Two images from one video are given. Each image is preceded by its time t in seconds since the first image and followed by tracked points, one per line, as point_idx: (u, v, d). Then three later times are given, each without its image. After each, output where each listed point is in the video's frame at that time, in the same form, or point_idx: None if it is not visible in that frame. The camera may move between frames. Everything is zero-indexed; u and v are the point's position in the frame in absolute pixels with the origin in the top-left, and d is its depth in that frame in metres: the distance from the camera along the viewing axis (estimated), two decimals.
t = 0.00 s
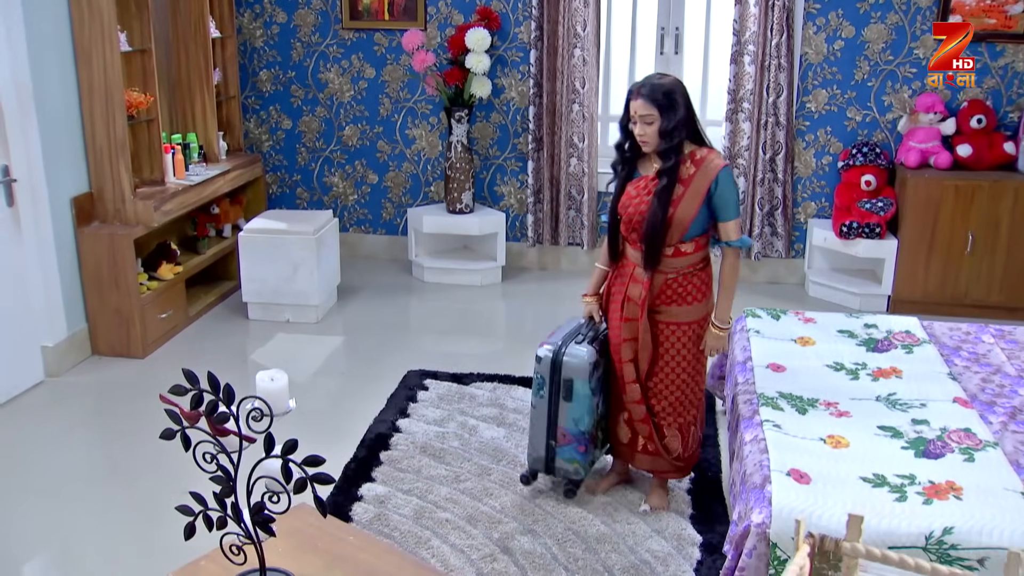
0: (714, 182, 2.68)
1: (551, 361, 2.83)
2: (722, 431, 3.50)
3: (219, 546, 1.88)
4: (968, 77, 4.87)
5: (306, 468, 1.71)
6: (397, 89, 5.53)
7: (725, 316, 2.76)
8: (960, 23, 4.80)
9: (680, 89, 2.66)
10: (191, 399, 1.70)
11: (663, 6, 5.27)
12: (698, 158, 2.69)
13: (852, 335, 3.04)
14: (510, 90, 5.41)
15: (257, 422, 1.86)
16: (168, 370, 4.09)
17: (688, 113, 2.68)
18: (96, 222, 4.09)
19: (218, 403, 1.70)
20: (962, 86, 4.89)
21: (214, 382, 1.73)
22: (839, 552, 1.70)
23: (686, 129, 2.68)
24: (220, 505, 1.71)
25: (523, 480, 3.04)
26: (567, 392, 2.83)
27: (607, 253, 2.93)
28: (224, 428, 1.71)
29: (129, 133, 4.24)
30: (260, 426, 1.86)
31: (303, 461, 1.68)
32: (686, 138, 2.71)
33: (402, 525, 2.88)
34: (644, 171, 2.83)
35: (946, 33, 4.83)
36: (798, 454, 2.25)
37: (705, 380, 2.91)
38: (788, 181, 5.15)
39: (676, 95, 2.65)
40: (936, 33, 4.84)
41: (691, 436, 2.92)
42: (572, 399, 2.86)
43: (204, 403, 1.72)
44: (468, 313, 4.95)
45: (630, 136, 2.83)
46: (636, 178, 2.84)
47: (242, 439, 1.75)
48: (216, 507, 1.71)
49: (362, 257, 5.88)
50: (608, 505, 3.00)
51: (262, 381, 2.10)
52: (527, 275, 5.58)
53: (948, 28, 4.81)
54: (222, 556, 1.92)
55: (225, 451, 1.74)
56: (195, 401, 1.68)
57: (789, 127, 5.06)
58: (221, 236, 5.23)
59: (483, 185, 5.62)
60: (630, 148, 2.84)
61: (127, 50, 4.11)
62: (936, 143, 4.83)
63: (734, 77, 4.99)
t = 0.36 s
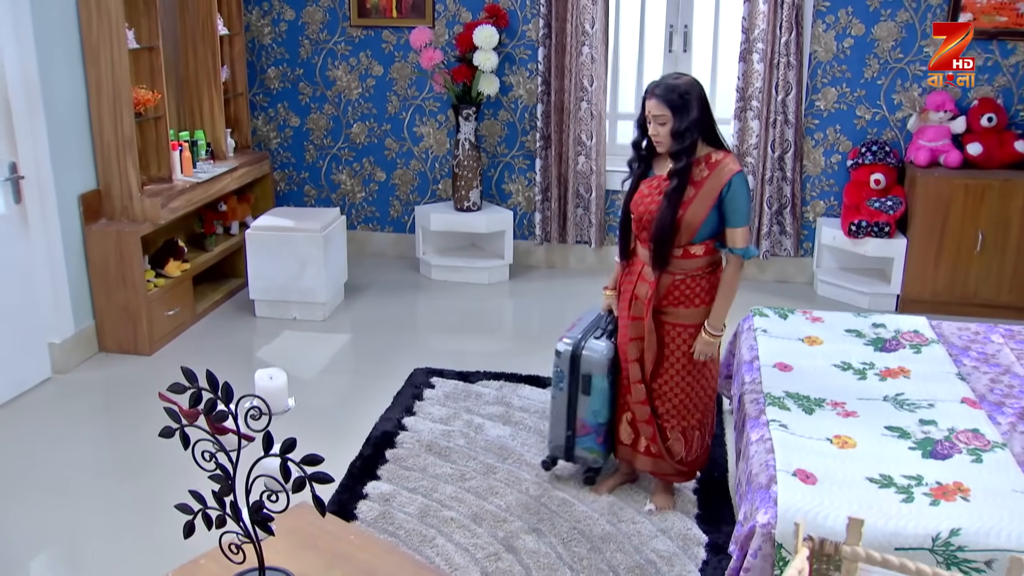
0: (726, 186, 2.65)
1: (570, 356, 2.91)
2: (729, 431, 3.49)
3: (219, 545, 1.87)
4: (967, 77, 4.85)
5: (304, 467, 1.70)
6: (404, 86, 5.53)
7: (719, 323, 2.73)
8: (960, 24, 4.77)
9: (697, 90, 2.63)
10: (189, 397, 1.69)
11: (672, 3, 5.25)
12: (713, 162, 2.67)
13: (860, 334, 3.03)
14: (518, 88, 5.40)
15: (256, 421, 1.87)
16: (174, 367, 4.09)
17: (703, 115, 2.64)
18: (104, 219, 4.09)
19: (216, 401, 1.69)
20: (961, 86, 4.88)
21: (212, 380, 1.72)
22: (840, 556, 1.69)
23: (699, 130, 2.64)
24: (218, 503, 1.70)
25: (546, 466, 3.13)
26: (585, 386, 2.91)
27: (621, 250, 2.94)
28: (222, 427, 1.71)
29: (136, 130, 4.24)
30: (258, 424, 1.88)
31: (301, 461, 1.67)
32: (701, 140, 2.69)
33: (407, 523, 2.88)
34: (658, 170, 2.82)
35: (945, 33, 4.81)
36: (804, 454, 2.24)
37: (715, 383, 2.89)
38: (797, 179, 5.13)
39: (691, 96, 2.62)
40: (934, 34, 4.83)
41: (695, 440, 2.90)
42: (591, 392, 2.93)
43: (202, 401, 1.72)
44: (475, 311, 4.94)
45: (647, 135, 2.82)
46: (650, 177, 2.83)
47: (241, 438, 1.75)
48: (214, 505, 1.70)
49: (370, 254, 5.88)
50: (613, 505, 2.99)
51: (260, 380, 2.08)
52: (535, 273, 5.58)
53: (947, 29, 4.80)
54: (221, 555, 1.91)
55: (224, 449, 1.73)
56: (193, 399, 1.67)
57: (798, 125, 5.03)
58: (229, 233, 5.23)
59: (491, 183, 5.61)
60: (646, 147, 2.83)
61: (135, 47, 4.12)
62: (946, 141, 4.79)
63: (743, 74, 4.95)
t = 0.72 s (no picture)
0: (733, 193, 2.63)
1: (569, 344, 2.95)
2: (734, 430, 3.48)
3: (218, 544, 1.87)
4: (968, 77, 4.84)
5: (301, 467, 1.69)
6: (411, 84, 5.53)
7: (720, 332, 2.70)
8: (959, 24, 4.76)
9: (709, 92, 2.62)
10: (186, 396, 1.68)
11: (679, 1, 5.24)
12: (722, 167, 2.64)
13: (866, 334, 3.01)
14: (524, 86, 5.39)
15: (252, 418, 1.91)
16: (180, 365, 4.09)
17: (714, 116, 2.63)
18: (110, 216, 4.10)
19: (213, 400, 1.69)
20: (961, 86, 4.86)
21: (209, 379, 1.71)
22: (838, 561, 1.67)
23: (709, 132, 2.63)
24: (216, 502, 1.70)
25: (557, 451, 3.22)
26: (582, 375, 2.94)
27: (627, 247, 2.92)
28: (220, 425, 1.71)
29: (143, 127, 4.24)
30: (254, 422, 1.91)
31: (299, 460, 1.66)
32: (711, 144, 2.67)
33: (411, 522, 2.87)
34: (667, 171, 2.81)
35: (945, 33, 4.80)
36: (810, 454, 2.23)
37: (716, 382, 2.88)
38: (805, 178, 5.11)
39: (701, 97, 2.61)
40: (935, 33, 4.82)
41: (692, 438, 2.89)
42: (590, 382, 2.95)
43: (199, 399, 1.72)
44: (481, 309, 4.94)
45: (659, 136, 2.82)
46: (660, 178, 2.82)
47: (238, 436, 1.75)
48: (212, 504, 1.70)
49: (377, 252, 5.88)
50: (618, 504, 2.98)
51: (257, 378, 2.11)
52: (541, 271, 5.57)
53: (947, 29, 4.79)
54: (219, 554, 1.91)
55: (222, 448, 1.72)
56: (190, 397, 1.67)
57: (806, 124, 5.01)
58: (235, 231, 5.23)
59: (497, 181, 5.61)
60: (657, 147, 2.83)
61: (141, 45, 4.12)
62: (955, 139, 4.78)
63: (750, 73, 4.92)
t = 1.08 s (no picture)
0: (724, 194, 2.60)
1: (567, 335, 3.03)
2: (738, 430, 3.47)
3: (214, 544, 1.86)
4: (968, 77, 4.82)
5: (297, 466, 1.69)
6: (417, 82, 5.52)
7: (713, 334, 2.68)
8: (959, 24, 4.76)
9: (699, 93, 2.59)
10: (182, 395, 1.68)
11: None
12: (713, 168, 2.61)
13: (871, 333, 3.00)
14: (530, 84, 5.38)
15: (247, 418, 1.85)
16: (184, 363, 4.10)
17: (700, 116, 2.59)
18: (115, 213, 4.10)
19: (210, 400, 1.69)
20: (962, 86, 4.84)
21: (205, 378, 1.70)
22: (833, 564, 1.58)
23: (697, 132, 2.59)
24: (213, 502, 1.70)
25: (566, 448, 3.23)
26: (576, 367, 3.00)
27: (625, 246, 2.92)
28: (216, 425, 1.70)
29: (148, 124, 4.24)
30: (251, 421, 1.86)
31: (295, 459, 1.66)
32: (702, 145, 2.64)
33: (413, 520, 2.87)
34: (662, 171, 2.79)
35: (945, 33, 4.79)
36: (813, 454, 2.22)
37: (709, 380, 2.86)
38: (811, 177, 5.09)
39: (689, 98, 2.58)
40: (935, 33, 4.81)
41: (679, 433, 2.88)
42: (583, 374, 3.00)
43: (196, 398, 1.72)
44: (486, 308, 4.93)
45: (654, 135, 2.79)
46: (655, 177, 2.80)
47: (234, 436, 1.76)
48: (209, 504, 1.70)
49: (382, 250, 5.88)
50: (621, 504, 2.97)
51: (253, 377, 2.06)
52: (546, 270, 5.56)
53: (947, 29, 4.78)
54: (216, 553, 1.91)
55: (217, 448, 1.72)
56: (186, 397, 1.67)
57: (813, 122, 4.99)
58: (240, 228, 5.24)
59: (503, 179, 5.60)
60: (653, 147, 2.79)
61: (146, 42, 4.13)
62: (962, 139, 4.74)
63: (757, 70, 4.94)
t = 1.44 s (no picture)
0: (693, 186, 2.58)
1: (560, 339, 3.04)
2: (744, 429, 3.45)
3: (210, 543, 1.86)
4: (968, 77, 4.80)
5: (295, 464, 1.67)
6: (424, 79, 5.51)
7: (689, 329, 2.66)
8: (960, 24, 4.75)
9: (670, 87, 2.59)
10: (179, 392, 1.66)
11: None
12: (682, 160, 2.60)
13: (878, 333, 2.98)
14: (537, 81, 5.37)
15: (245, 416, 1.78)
16: (190, 360, 4.10)
17: (670, 109, 2.59)
18: (122, 210, 4.11)
19: (207, 398, 1.67)
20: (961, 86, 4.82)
21: (202, 375, 1.70)
22: (829, 568, 1.58)
23: (666, 125, 2.59)
24: (210, 500, 1.69)
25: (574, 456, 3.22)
26: (569, 371, 3.02)
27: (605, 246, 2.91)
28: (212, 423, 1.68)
29: (154, 121, 4.24)
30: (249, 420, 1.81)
31: (291, 458, 1.64)
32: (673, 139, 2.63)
33: (417, 518, 2.87)
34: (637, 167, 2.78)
35: (945, 33, 4.78)
36: (819, 454, 2.21)
37: (701, 380, 2.84)
38: (819, 175, 5.06)
39: (659, 91, 2.58)
40: (935, 33, 4.80)
41: (677, 439, 2.88)
42: (577, 378, 3.02)
43: (193, 395, 1.70)
44: (492, 305, 4.92)
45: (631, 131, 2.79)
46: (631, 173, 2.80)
47: (231, 435, 1.73)
48: (205, 503, 1.69)
49: (389, 247, 5.88)
50: (625, 503, 2.96)
51: (250, 375, 2.11)
52: (553, 268, 5.54)
53: (948, 29, 4.77)
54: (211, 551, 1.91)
55: (215, 446, 1.70)
56: (183, 396, 1.66)
57: (821, 120, 4.97)
58: (247, 225, 5.24)
59: (510, 176, 5.59)
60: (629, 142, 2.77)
61: (152, 39, 4.13)
62: (971, 136, 4.72)
63: (764, 68, 4.91)
